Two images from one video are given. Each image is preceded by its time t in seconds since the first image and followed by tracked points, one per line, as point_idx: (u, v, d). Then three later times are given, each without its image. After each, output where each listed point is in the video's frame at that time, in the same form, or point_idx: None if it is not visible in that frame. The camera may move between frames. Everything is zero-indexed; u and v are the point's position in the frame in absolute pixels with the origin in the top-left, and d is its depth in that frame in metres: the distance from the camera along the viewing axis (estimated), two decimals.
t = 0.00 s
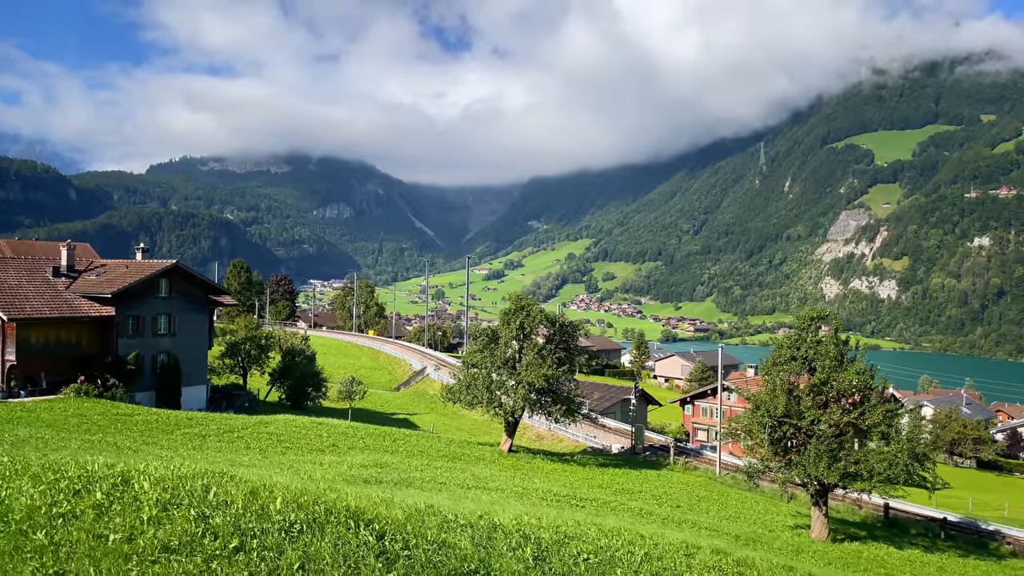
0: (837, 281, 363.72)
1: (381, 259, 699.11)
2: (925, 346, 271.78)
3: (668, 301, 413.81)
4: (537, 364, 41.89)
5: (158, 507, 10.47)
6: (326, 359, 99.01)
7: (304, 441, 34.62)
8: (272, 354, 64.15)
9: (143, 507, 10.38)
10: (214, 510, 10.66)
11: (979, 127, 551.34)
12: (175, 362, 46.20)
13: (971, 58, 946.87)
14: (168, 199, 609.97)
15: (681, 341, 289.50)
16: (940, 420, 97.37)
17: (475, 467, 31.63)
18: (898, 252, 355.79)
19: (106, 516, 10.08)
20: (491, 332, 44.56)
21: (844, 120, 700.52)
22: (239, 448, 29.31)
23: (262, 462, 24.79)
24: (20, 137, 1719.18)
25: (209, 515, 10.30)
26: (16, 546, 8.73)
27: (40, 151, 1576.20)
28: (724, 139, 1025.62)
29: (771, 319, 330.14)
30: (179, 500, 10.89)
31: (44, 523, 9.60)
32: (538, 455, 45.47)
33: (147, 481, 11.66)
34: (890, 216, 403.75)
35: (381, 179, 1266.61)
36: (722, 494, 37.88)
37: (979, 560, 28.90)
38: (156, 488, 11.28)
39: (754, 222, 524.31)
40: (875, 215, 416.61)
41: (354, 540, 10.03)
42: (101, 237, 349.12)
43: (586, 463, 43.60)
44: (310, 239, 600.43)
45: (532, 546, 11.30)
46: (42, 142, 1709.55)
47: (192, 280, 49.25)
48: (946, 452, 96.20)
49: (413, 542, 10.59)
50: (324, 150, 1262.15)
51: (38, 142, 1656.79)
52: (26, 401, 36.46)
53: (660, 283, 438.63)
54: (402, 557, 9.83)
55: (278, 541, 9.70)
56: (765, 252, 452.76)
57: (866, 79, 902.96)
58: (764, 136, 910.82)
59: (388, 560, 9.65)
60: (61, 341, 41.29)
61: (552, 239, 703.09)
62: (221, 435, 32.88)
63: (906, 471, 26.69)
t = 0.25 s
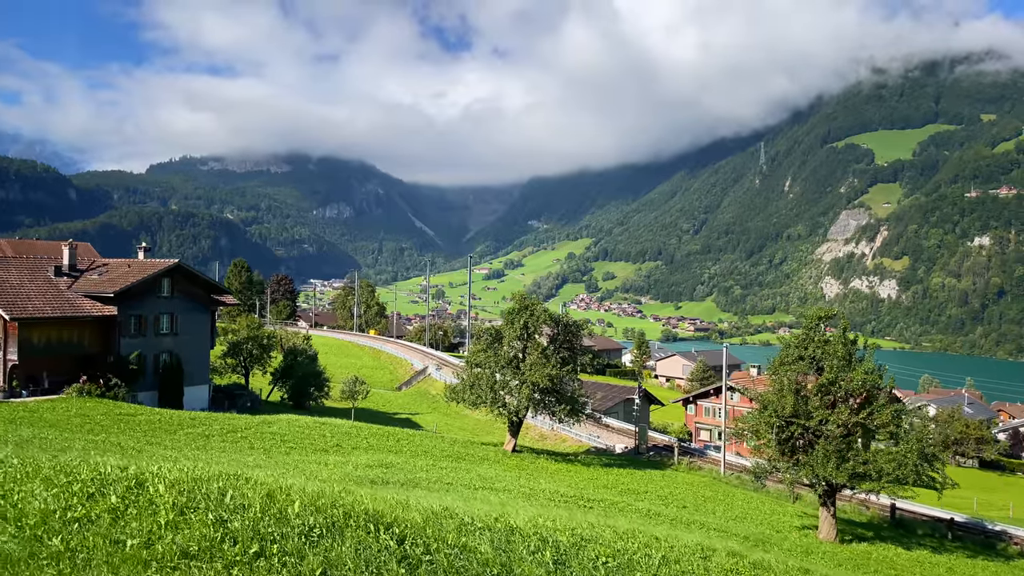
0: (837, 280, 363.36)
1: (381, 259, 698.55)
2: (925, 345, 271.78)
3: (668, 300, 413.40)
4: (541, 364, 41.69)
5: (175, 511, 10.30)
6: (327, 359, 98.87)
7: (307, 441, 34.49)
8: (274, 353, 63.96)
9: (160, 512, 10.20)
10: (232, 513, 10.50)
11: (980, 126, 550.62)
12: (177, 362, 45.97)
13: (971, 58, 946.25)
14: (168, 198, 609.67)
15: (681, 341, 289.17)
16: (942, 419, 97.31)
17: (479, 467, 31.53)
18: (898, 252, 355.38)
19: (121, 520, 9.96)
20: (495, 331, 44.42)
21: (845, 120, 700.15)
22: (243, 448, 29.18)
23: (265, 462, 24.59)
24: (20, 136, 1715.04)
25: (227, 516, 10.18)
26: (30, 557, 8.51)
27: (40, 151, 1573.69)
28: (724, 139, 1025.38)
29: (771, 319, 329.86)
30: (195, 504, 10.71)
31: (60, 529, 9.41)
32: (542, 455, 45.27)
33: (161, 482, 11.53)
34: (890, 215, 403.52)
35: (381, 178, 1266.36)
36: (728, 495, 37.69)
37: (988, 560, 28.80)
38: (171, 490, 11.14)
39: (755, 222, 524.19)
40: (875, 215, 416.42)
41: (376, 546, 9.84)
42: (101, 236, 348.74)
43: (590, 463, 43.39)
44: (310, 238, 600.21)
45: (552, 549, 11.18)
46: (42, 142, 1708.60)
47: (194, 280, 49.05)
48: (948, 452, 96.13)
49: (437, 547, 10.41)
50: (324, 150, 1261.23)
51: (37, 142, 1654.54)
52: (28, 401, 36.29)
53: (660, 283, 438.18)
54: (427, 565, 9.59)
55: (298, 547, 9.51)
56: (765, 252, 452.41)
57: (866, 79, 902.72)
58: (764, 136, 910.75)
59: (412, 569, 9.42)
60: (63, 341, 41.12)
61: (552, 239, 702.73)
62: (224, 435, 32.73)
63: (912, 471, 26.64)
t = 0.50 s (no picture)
0: (837, 280, 363.20)
1: (381, 259, 698.45)
2: (925, 345, 271.99)
3: (668, 301, 413.18)
4: (545, 365, 41.54)
5: (194, 522, 10.04)
6: (328, 359, 98.74)
7: (311, 442, 34.35)
8: (277, 354, 63.82)
9: (179, 524, 9.96)
10: (252, 523, 10.36)
11: (980, 127, 550.49)
12: (180, 362, 45.80)
13: (971, 58, 945.64)
14: (168, 199, 609.76)
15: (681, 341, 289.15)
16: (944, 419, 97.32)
17: (485, 469, 31.38)
18: (898, 252, 355.49)
19: (141, 529, 9.79)
20: (500, 332, 44.21)
21: (844, 120, 700.08)
22: (246, 449, 29.00)
23: (271, 465, 24.48)
24: (20, 137, 1714.70)
25: (248, 527, 9.99)
26: (49, 567, 8.27)
27: (40, 151, 1572.96)
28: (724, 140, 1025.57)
29: (772, 319, 329.78)
30: (212, 514, 10.43)
31: (79, 539, 9.18)
32: (546, 456, 45.13)
33: (176, 494, 11.26)
34: (890, 216, 403.41)
35: (380, 179, 1266.62)
36: (733, 497, 37.54)
37: (997, 564, 28.61)
38: (188, 502, 10.93)
39: (755, 222, 524.08)
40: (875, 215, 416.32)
41: (399, 554, 9.67)
42: (101, 237, 348.76)
43: (594, 465, 43.21)
44: (310, 239, 599.99)
45: (572, 556, 11.04)
46: (42, 142, 1709.44)
47: (197, 280, 48.96)
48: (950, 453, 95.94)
49: (458, 557, 10.24)
50: (324, 150, 1261.00)
51: (38, 142, 1654.34)
52: (30, 403, 36.17)
53: (661, 283, 437.96)
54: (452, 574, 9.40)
55: (319, 555, 9.29)
56: (765, 252, 452.31)
57: (866, 79, 902.42)
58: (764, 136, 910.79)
59: None
60: (65, 341, 41.02)
61: (552, 239, 702.80)
62: (228, 436, 32.62)
63: (921, 473, 26.53)
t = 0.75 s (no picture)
0: (838, 281, 362.87)
1: (382, 260, 698.48)
2: (926, 346, 272.00)
3: (669, 301, 412.81)
4: (550, 366, 41.34)
5: (223, 524, 10.01)
6: (330, 360, 98.59)
7: (316, 443, 34.27)
8: (279, 354, 63.64)
9: (204, 528, 9.78)
10: (274, 526, 10.22)
11: (980, 127, 550.63)
12: (183, 362, 45.59)
13: (971, 58, 945.08)
14: (169, 199, 609.58)
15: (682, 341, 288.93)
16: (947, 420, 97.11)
17: (491, 470, 31.22)
18: (898, 253, 355.40)
19: (162, 533, 9.66)
20: (504, 332, 43.98)
21: (845, 120, 699.73)
22: (252, 450, 28.87)
23: (278, 466, 24.35)
24: (20, 137, 1713.73)
25: (271, 531, 9.90)
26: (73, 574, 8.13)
27: (39, 151, 1571.76)
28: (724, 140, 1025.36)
29: (772, 319, 329.43)
30: (239, 516, 10.45)
31: (106, 545, 9.06)
32: (551, 456, 44.98)
33: (202, 496, 11.24)
34: (890, 216, 403.20)
35: (381, 179, 1266.59)
36: (739, 498, 37.43)
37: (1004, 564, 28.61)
38: (210, 503, 10.81)
39: (755, 222, 523.86)
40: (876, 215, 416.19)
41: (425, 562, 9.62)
42: (101, 237, 348.54)
43: (599, 465, 43.02)
44: (310, 239, 599.84)
45: (595, 561, 11.13)
46: (43, 143, 1711.20)
47: (200, 280, 48.79)
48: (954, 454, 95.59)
49: (483, 563, 10.20)
50: (324, 150, 1260.86)
51: (38, 143, 1653.55)
52: (33, 402, 36.09)
53: (661, 283, 437.54)
54: None
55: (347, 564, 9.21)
56: (765, 253, 452.10)
57: (866, 79, 902.23)
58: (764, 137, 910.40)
59: None
60: (69, 341, 40.92)
61: (553, 239, 702.60)
62: (232, 437, 32.52)
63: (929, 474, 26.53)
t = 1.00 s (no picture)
0: (839, 281, 362.42)
1: (383, 260, 698.77)
2: (927, 346, 271.64)
3: (669, 301, 412.60)
4: (556, 368, 41.21)
5: (249, 530, 9.91)
6: (332, 360, 98.49)
7: (321, 444, 34.13)
8: (282, 355, 63.52)
9: (232, 535, 9.62)
10: (301, 535, 10.03)
11: (981, 128, 549.94)
12: (187, 363, 45.51)
13: (972, 59, 943.83)
14: (170, 199, 609.92)
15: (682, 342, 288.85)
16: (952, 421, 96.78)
17: (498, 472, 31.02)
18: (899, 253, 355.12)
19: (188, 542, 9.54)
20: (509, 333, 43.78)
21: (845, 121, 699.34)
22: (257, 452, 28.72)
23: (285, 468, 24.27)
24: (20, 138, 1713.55)
25: (299, 538, 9.80)
26: None
27: (40, 151, 1571.70)
28: (725, 141, 1025.27)
29: (773, 320, 329.24)
30: (265, 522, 10.26)
31: (130, 556, 8.88)
32: (557, 458, 44.79)
33: (224, 503, 11.11)
34: (891, 216, 402.93)
35: (381, 179, 1266.91)
36: (746, 499, 37.28)
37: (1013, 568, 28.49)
38: (234, 510, 10.64)
39: (756, 222, 523.60)
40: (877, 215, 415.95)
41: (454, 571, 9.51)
42: (102, 237, 348.53)
43: (604, 467, 42.86)
44: (311, 239, 600.00)
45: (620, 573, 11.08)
46: (44, 144, 1713.10)
47: (204, 281, 48.67)
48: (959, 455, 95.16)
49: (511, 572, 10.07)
50: (325, 151, 1261.59)
51: (39, 144, 1654.18)
52: (37, 404, 36.01)
53: (662, 283, 437.35)
54: None
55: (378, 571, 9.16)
56: (766, 253, 451.98)
57: (867, 79, 901.56)
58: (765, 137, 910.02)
59: None
60: (72, 342, 40.77)
61: (553, 240, 702.56)
62: (237, 438, 32.38)
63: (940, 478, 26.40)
